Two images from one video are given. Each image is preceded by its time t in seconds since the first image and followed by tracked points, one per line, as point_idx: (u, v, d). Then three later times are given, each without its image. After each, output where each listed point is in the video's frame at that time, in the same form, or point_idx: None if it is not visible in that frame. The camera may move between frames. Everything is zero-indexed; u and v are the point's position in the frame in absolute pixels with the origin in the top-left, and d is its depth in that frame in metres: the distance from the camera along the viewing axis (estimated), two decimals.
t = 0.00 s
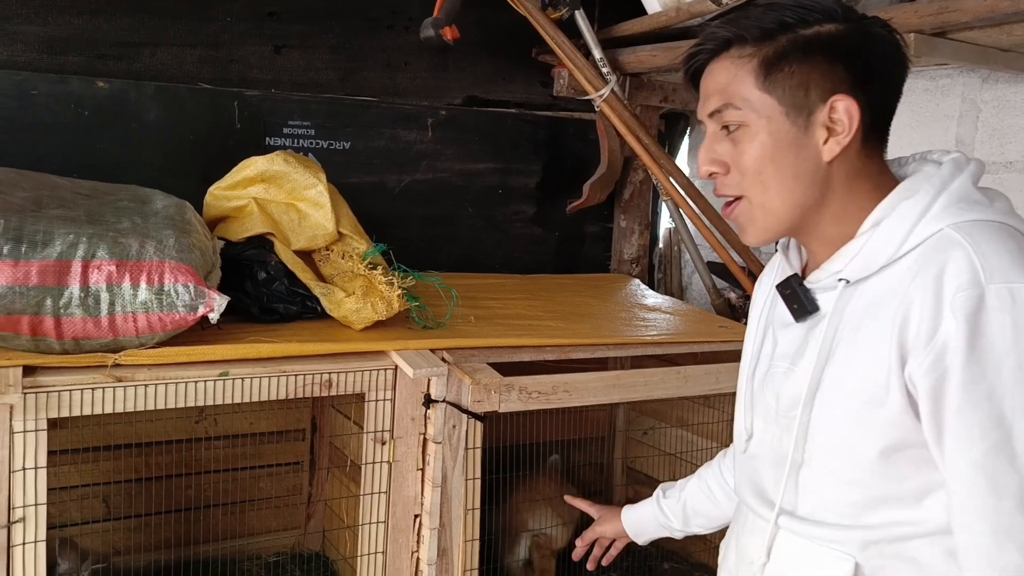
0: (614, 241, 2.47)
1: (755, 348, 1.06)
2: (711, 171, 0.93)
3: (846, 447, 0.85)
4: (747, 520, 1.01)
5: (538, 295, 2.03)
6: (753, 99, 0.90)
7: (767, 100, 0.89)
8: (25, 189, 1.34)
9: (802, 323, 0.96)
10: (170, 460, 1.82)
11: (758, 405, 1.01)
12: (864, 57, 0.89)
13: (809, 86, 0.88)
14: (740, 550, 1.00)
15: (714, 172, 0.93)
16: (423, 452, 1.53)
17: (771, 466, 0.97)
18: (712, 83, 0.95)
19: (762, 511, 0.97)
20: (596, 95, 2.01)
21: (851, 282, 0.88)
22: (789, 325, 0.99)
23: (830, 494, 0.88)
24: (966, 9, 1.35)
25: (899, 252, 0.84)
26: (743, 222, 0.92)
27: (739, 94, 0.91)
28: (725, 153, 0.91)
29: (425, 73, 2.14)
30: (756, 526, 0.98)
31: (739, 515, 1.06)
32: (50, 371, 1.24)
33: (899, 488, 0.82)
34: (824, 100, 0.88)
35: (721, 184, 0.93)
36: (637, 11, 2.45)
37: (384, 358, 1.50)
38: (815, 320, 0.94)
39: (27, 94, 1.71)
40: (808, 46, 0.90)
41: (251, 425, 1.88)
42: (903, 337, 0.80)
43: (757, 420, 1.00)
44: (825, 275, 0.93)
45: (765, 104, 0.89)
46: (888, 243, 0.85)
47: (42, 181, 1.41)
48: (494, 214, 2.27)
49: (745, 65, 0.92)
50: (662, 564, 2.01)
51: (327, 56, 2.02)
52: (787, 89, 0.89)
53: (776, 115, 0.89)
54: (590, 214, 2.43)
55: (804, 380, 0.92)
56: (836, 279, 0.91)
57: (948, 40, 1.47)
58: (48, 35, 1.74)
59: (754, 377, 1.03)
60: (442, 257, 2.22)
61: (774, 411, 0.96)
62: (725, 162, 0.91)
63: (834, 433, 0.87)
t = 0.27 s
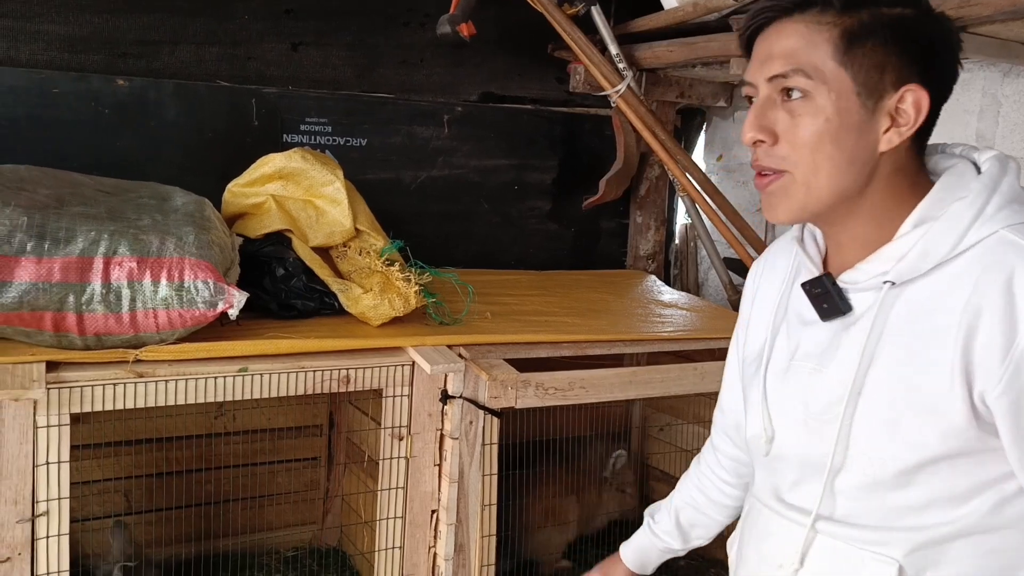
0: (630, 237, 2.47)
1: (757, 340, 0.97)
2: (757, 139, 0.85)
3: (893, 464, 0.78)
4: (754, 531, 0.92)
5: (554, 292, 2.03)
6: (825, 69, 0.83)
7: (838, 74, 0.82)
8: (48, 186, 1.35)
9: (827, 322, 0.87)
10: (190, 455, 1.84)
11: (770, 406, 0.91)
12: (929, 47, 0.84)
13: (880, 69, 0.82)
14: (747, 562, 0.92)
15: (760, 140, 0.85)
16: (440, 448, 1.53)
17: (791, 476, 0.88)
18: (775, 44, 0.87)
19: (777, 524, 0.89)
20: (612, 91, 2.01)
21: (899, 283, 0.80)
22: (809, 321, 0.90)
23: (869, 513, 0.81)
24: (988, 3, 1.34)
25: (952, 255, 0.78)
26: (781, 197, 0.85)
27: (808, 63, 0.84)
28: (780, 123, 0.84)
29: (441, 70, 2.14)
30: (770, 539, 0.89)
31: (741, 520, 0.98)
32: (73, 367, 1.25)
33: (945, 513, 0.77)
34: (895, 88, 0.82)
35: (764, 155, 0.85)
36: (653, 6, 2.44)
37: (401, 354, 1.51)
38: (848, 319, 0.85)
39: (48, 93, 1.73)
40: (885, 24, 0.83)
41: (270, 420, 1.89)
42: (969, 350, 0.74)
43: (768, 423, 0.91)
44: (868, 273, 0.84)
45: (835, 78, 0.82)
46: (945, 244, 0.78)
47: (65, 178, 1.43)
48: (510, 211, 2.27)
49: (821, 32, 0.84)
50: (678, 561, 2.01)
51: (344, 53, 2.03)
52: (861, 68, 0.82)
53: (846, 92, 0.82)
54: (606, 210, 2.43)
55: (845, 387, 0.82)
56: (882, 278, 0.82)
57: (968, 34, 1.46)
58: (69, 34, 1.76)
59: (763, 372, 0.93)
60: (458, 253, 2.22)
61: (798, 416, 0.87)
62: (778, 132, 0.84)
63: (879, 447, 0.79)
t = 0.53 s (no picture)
0: (640, 233, 2.46)
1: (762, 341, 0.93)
2: (760, 165, 0.83)
3: (940, 473, 0.77)
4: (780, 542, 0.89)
5: (563, 288, 2.03)
6: (825, 99, 0.79)
7: (840, 101, 0.78)
8: (60, 183, 1.36)
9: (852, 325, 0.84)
10: (201, 451, 1.85)
11: (795, 413, 0.87)
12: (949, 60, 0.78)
13: (884, 96, 0.78)
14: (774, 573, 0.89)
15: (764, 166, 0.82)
16: (450, 444, 1.53)
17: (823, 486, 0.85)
18: (772, 65, 0.81)
19: (810, 536, 0.85)
20: (622, 86, 2.00)
21: (941, 288, 0.78)
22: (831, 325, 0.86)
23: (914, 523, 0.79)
24: None
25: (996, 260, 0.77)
26: (789, 221, 0.83)
27: (808, 90, 0.79)
28: (784, 151, 0.81)
29: (451, 66, 2.14)
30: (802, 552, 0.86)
31: (759, 521, 0.94)
32: (86, 363, 1.26)
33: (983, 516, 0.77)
34: (900, 112, 0.78)
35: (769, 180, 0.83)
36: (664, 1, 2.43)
37: (411, 350, 1.51)
38: (881, 324, 0.82)
39: (60, 90, 1.74)
40: (893, 44, 0.77)
41: (280, 416, 1.90)
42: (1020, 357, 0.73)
43: (794, 432, 0.87)
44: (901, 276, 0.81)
45: (836, 108, 0.79)
46: (990, 249, 0.77)
47: (77, 175, 1.43)
48: (519, 207, 2.27)
49: (820, 55, 0.78)
50: (688, 558, 2.01)
51: (353, 50, 2.03)
52: (862, 97, 0.78)
53: (849, 122, 0.78)
54: (616, 206, 2.42)
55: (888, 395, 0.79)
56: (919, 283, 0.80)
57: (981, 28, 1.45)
58: (81, 31, 1.77)
59: (784, 375, 0.88)
60: (468, 249, 2.22)
61: (833, 426, 0.83)
62: (782, 160, 0.81)
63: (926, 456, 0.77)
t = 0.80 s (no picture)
0: (645, 228, 2.45)
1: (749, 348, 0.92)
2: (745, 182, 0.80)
3: (941, 481, 0.76)
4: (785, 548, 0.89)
5: (568, 284, 2.02)
6: (807, 108, 0.77)
7: (822, 109, 0.77)
8: (64, 178, 1.36)
9: (844, 333, 0.83)
10: (207, 446, 1.85)
11: (792, 422, 0.87)
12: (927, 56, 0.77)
13: (865, 100, 0.76)
14: None
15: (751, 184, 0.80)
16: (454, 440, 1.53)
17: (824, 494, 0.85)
18: (748, 78, 0.79)
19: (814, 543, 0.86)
20: (626, 81, 1.99)
21: (935, 294, 0.77)
22: (823, 332, 0.86)
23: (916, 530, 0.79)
24: None
25: (988, 262, 0.76)
26: (781, 234, 0.81)
27: (789, 100, 0.77)
28: (770, 165, 0.79)
29: (455, 61, 2.13)
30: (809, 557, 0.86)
31: (763, 526, 0.94)
32: (90, 358, 1.26)
33: (984, 519, 0.77)
34: (883, 113, 0.77)
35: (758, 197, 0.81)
36: None
37: (415, 346, 1.50)
38: (873, 332, 0.81)
39: (65, 85, 1.74)
40: (874, 45, 0.76)
41: (286, 411, 1.88)
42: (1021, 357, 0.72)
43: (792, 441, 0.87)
44: (894, 283, 0.79)
45: (819, 117, 0.77)
46: (981, 252, 0.75)
47: (80, 171, 1.43)
48: (524, 203, 2.27)
49: (798, 65, 0.77)
50: (694, 554, 2.00)
51: (358, 45, 2.02)
52: (843, 104, 0.76)
53: (832, 130, 0.77)
54: (621, 202, 2.41)
55: (886, 404, 0.79)
56: (912, 290, 0.78)
57: (990, 22, 1.43)
58: (86, 26, 1.77)
59: (778, 385, 0.88)
60: (473, 245, 2.22)
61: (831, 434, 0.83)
62: (769, 175, 0.79)
63: (927, 463, 0.77)
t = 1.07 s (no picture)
0: (650, 225, 2.45)
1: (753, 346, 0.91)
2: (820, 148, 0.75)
3: (970, 470, 0.76)
4: (797, 555, 0.87)
5: (573, 280, 2.02)
6: (881, 61, 0.76)
7: (891, 63, 0.76)
8: (69, 173, 1.36)
9: (857, 327, 0.82)
10: (211, 442, 1.85)
11: (804, 421, 0.85)
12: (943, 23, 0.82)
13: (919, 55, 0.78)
14: None
15: (827, 150, 0.75)
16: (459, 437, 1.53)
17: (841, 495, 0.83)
18: (813, 37, 0.76)
19: (831, 548, 0.84)
20: (632, 77, 1.99)
21: (956, 280, 0.77)
22: (832, 327, 0.85)
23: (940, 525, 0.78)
24: None
25: (1004, 244, 0.76)
26: (850, 204, 0.77)
27: (865, 55, 0.75)
28: (844, 126, 0.75)
29: (460, 57, 2.13)
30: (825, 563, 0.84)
31: (767, 533, 0.91)
32: (95, 353, 1.26)
33: (1003, 509, 0.77)
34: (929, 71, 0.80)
35: (826, 167, 0.76)
36: None
37: (420, 342, 1.50)
38: (887, 325, 0.80)
39: (70, 80, 1.74)
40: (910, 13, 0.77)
41: (289, 407, 1.90)
42: None
43: (806, 440, 0.85)
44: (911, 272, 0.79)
45: (892, 69, 0.76)
46: (1000, 234, 0.76)
47: (86, 165, 1.43)
48: (529, 199, 2.26)
49: (865, 18, 0.75)
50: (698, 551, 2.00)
51: (363, 40, 2.01)
52: (908, 55, 0.77)
53: (902, 83, 0.76)
54: (626, 198, 2.41)
55: (907, 397, 0.78)
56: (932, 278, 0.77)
57: (997, 18, 1.43)
58: (91, 21, 1.76)
59: (789, 381, 0.87)
60: (478, 241, 2.22)
61: (849, 431, 0.81)
62: (845, 137, 0.75)
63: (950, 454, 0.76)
